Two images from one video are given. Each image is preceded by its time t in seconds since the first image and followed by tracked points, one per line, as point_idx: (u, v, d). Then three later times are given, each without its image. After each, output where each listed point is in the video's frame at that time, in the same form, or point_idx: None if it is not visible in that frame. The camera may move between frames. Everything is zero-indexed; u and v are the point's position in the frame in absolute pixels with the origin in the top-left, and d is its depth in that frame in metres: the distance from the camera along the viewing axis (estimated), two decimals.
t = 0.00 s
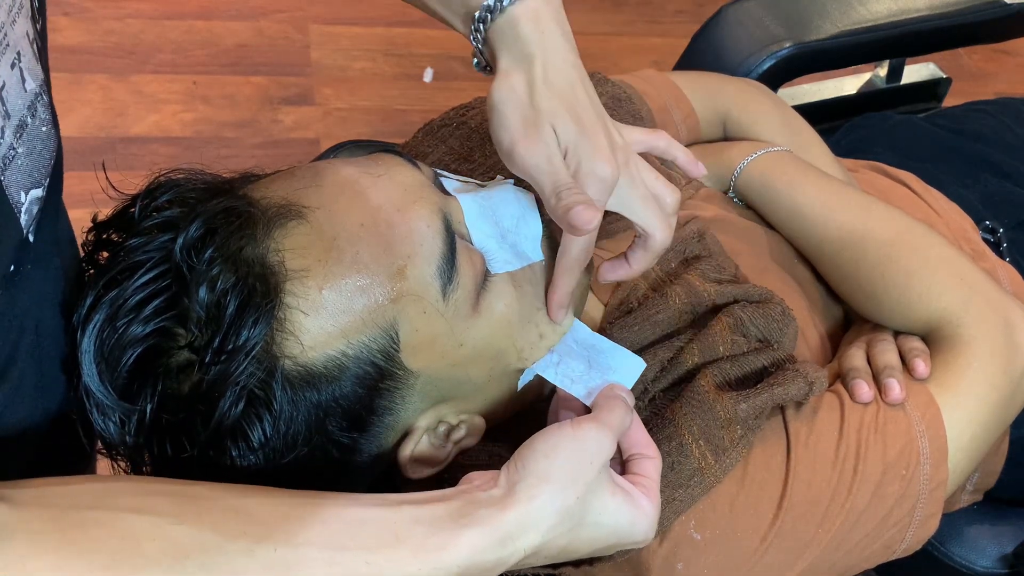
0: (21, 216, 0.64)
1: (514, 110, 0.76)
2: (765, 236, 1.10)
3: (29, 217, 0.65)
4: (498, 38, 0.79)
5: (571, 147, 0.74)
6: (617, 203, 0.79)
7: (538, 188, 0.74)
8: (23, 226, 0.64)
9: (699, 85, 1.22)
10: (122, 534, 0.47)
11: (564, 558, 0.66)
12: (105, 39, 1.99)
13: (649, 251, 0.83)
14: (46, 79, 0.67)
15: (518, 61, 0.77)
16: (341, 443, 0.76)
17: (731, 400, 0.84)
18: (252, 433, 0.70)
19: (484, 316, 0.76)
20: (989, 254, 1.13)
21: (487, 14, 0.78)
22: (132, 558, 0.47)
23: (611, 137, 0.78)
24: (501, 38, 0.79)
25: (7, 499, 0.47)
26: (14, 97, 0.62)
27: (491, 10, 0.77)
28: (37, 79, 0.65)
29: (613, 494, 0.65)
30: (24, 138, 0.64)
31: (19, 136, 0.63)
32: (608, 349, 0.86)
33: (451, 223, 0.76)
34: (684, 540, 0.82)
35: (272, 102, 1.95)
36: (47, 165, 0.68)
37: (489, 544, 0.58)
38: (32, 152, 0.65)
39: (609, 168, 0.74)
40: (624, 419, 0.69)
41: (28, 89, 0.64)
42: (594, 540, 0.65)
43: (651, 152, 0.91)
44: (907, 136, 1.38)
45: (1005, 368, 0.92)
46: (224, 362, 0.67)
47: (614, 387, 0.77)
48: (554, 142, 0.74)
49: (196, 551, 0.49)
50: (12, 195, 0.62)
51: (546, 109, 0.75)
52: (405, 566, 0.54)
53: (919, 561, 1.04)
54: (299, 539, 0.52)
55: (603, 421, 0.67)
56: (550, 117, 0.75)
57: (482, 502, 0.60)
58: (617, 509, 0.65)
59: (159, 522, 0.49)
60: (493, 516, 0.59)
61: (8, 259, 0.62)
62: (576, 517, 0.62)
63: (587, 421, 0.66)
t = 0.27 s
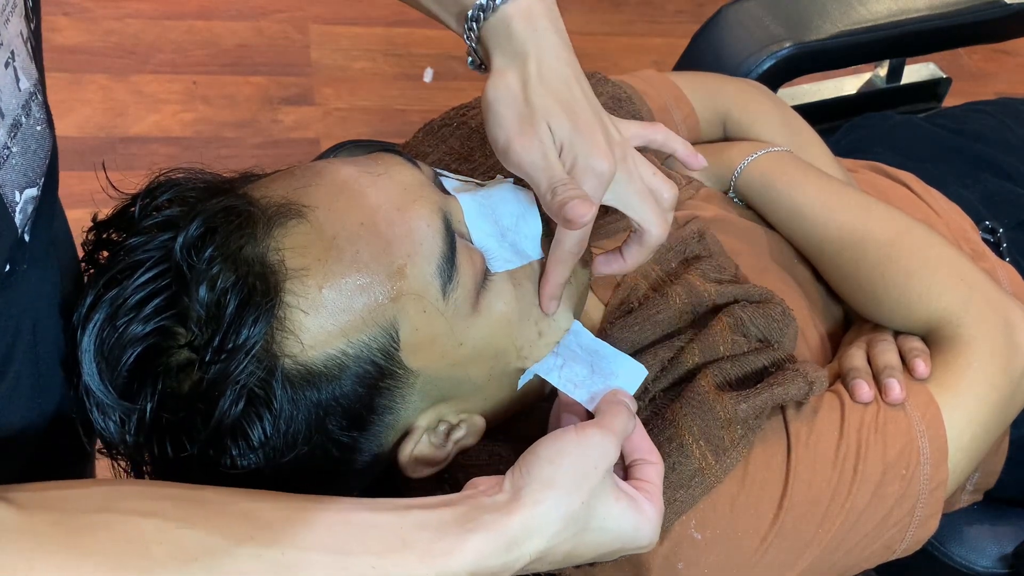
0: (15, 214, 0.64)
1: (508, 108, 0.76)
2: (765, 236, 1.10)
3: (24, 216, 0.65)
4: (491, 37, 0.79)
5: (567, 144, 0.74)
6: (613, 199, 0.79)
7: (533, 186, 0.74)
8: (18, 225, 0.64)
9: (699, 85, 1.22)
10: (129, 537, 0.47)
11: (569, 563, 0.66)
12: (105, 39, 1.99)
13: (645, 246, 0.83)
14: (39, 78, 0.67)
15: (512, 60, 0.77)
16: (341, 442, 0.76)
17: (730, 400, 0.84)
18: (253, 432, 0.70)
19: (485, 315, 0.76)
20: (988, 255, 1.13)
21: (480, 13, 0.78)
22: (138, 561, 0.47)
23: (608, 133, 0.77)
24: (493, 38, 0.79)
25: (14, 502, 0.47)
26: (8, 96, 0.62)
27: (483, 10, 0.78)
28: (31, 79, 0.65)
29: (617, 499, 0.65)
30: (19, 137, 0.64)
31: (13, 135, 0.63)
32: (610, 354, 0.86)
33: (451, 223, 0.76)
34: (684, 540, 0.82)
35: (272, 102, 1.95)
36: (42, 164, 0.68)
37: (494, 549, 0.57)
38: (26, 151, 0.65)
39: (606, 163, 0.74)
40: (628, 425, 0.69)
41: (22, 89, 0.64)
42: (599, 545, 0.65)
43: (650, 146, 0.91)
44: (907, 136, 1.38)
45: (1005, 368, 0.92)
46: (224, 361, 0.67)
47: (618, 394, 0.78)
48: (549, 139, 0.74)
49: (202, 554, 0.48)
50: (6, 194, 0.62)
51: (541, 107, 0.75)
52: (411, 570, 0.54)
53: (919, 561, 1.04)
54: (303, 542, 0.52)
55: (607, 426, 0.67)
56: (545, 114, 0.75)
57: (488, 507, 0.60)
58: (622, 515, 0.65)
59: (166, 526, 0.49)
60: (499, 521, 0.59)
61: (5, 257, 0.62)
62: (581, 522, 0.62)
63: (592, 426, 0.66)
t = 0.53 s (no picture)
0: (13, 213, 0.64)
1: (507, 107, 0.76)
2: (765, 237, 1.10)
3: (22, 215, 0.65)
4: (488, 36, 0.79)
5: (566, 141, 0.74)
6: (612, 197, 0.79)
7: (533, 184, 0.74)
8: (16, 224, 0.64)
9: (698, 85, 1.22)
10: (136, 538, 0.47)
11: (575, 566, 0.65)
12: (105, 39, 1.99)
13: (644, 245, 0.82)
14: (37, 77, 0.67)
15: (509, 59, 0.77)
16: (341, 442, 0.76)
17: (729, 401, 0.85)
18: (253, 431, 0.70)
19: (484, 314, 0.77)
20: (988, 255, 1.13)
21: (477, 13, 0.78)
22: (146, 563, 0.47)
23: (606, 131, 0.77)
24: (490, 38, 0.79)
25: (23, 503, 0.47)
26: (6, 95, 0.62)
27: (481, 9, 0.78)
28: (29, 78, 0.65)
29: (623, 502, 0.65)
30: (17, 136, 0.64)
31: (12, 134, 0.63)
32: (612, 359, 0.86)
33: (450, 223, 0.76)
34: (684, 540, 0.82)
35: (272, 102, 1.95)
36: (39, 163, 0.68)
37: (501, 550, 0.57)
38: (24, 150, 0.65)
39: (606, 160, 0.74)
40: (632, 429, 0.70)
41: (20, 88, 0.64)
42: (604, 549, 0.65)
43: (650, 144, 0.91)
44: (907, 136, 1.38)
45: (1005, 368, 0.92)
46: (223, 360, 0.67)
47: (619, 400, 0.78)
48: (549, 137, 0.74)
49: (210, 556, 0.48)
50: (4, 193, 0.62)
51: (540, 105, 0.75)
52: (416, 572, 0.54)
53: (919, 561, 1.04)
54: (310, 543, 0.52)
55: (612, 431, 0.67)
56: (544, 112, 0.75)
57: (495, 509, 0.60)
58: (627, 518, 0.65)
59: (174, 527, 0.49)
60: (505, 522, 0.59)
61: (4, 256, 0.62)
62: (587, 525, 0.62)
63: (596, 431, 0.67)
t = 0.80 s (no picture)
0: (11, 212, 0.64)
1: (507, 105, 0.76)
2: (765, 237, 1.10)
3: (20, 214, 0.65)
4: (487, 35, 0.79)
5: (567, 138, 0.74)
6: (612, 194, 0.79)
7: (534, 182, 0.73)
8: (14, 223, 0.64)
9: (699, 85, 1.22)
10: (140, 539, 0.47)
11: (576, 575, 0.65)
12: (105, 39, 1.99)
13: (643, 243, 0.82)
14: (35, 77, 0.67)
15: (509, 58, 0.77)
16: (341, 441, 0.76)
17: (729, 402, 0.84)
18: (253, 430, 0.70)
19: (484, 314, 0.76)
20: (988, 255, 1.13)
21: (476, 12, 0.78)
22: (149, 564, 0.47)
23: (607, 128, 0.77)
24: (490, 36, 0.79)
25: (26, 503, 0.47)
26: (3, 94, 0.62)
27: (480, 8, 0.78)
28: (27, 77, 0.65)
29: (626, 510, 0.65)
30: (14, 135, 0.64)
31: (9, 133, 0.63)
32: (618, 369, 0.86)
33: (450, 222, 0.75)
34: (684, 541, 0.82)
35: (272, 102, 1.95)
36: (37, 162, 0.67)
37: (504, 553, 0.57)
38: (22, 149, 0.65)
39: (606, 156, 0.74)
40: (638, 440, 0.70)
41: (17, 87, 0.63)
42: (606, 557, 0.65)
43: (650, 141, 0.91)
44: (907, 136, 1.38)
45: (1005, 368, 0.93)
46: (223, 359, 0.67)
47: (623, 409, 0.78)
48: (549, 134, 0.74)
49: (214, 557, 0.48)
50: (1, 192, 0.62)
51: (540, 103, 0.75)
52: None
53: (919, 561, 1.04)
54: (312, 545, 0.52)
55: (617, 439, 0.68)
56: (545, 110, 0.75)
57: (500, 512, 0.60)
58: (630, 527, 0.65)
59: (178, 528, 0.49)
60: (509, 525, 0.59)
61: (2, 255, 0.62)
62: (591, 531, 0.62)
63: (602, 438, 0.67)
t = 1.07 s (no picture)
0: (10, 211, 0.64)
1: (507, 105, 0.76)
2: (765, 236, 1.10)
3: (19, 214, 0.65)
4: (487, 35, 0.79)
5: (567, 137, 0.74)
6: (612, 194, 0.79)
7: (535, 182, 0.73)
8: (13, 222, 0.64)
9: (698, 85, 1.22)
10: (139, 540, 0.47)
11: None
12: (105, 39, 1.99)
13: (643, 242, 0.82)
14: (35, 76, 0.67)
15: (508, 58, 0.77)
16: (340, 440, 0.76)
17: (729, 404, 0.85)
18: (253, 430, 0.70)
19: (484, 314, 0.77)
20: (988, 255, 1.13)
21: (476, 12, 0.78)
22: (148, 566, 0.47)
23: (607, 128, 0.77)
24: (490, 36, 0.79)
25: (26, 504, 0.47)
26: (2, 93, 0.62)
27: (480, 8, 0.78)
28: (27, 76, 0.65)
29: (625, 517, 0.65)
30: (14, 134, 0.64)
31: (9, 132, 0.63)
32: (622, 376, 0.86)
33: (450, 222, 0.75)
34: (684, 541, 0.82)
35: (272, 102, 1.95)
36: (37, 162, 0.67)
37: (503, 558, 0.57)
38: (21, 148, 0.65)
39: (606, 155, 0.74)
40: (637, 447, 0.70)
41: (17, 86, 0.64)
42: (604, 564, 0.65)
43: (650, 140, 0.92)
44: (907, 136, 1.38)
45: (1004, 368, 0.93)
46: (222, 359, 0.67)
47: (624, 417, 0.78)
48: (549, 133, 0.74)
49: (213, 559, 0.48)
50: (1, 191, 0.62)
51: (540, 102, 0.75)
52: None
53: (919, 561, 1.04)
54: (312, 548, 0.52)
55: (617, 445, 0.68)
56: (544, 110, 0.75)
57: (499, 516, 0.60)
58: (629, 534, 0.65)
59: (177, 530, 0.49)
60: (508, 530, 0.59)
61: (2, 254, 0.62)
62: (590, 537, 0.62)
63: (602, 445, 0.67)
